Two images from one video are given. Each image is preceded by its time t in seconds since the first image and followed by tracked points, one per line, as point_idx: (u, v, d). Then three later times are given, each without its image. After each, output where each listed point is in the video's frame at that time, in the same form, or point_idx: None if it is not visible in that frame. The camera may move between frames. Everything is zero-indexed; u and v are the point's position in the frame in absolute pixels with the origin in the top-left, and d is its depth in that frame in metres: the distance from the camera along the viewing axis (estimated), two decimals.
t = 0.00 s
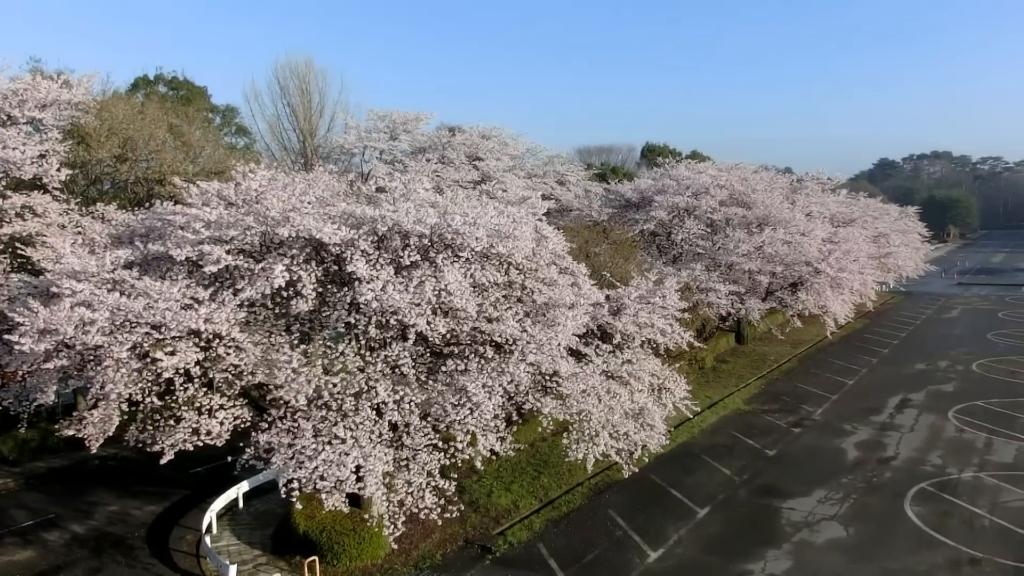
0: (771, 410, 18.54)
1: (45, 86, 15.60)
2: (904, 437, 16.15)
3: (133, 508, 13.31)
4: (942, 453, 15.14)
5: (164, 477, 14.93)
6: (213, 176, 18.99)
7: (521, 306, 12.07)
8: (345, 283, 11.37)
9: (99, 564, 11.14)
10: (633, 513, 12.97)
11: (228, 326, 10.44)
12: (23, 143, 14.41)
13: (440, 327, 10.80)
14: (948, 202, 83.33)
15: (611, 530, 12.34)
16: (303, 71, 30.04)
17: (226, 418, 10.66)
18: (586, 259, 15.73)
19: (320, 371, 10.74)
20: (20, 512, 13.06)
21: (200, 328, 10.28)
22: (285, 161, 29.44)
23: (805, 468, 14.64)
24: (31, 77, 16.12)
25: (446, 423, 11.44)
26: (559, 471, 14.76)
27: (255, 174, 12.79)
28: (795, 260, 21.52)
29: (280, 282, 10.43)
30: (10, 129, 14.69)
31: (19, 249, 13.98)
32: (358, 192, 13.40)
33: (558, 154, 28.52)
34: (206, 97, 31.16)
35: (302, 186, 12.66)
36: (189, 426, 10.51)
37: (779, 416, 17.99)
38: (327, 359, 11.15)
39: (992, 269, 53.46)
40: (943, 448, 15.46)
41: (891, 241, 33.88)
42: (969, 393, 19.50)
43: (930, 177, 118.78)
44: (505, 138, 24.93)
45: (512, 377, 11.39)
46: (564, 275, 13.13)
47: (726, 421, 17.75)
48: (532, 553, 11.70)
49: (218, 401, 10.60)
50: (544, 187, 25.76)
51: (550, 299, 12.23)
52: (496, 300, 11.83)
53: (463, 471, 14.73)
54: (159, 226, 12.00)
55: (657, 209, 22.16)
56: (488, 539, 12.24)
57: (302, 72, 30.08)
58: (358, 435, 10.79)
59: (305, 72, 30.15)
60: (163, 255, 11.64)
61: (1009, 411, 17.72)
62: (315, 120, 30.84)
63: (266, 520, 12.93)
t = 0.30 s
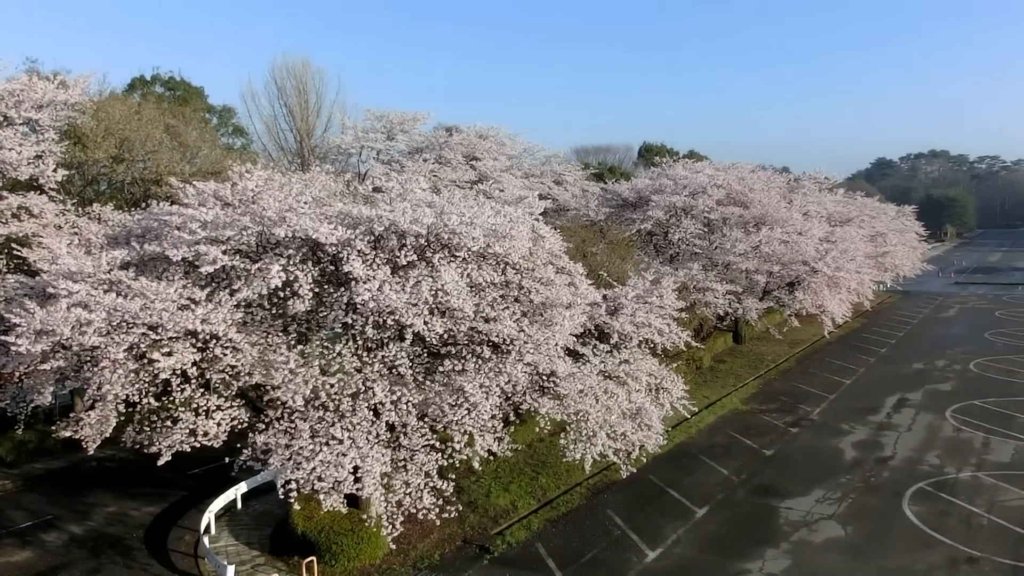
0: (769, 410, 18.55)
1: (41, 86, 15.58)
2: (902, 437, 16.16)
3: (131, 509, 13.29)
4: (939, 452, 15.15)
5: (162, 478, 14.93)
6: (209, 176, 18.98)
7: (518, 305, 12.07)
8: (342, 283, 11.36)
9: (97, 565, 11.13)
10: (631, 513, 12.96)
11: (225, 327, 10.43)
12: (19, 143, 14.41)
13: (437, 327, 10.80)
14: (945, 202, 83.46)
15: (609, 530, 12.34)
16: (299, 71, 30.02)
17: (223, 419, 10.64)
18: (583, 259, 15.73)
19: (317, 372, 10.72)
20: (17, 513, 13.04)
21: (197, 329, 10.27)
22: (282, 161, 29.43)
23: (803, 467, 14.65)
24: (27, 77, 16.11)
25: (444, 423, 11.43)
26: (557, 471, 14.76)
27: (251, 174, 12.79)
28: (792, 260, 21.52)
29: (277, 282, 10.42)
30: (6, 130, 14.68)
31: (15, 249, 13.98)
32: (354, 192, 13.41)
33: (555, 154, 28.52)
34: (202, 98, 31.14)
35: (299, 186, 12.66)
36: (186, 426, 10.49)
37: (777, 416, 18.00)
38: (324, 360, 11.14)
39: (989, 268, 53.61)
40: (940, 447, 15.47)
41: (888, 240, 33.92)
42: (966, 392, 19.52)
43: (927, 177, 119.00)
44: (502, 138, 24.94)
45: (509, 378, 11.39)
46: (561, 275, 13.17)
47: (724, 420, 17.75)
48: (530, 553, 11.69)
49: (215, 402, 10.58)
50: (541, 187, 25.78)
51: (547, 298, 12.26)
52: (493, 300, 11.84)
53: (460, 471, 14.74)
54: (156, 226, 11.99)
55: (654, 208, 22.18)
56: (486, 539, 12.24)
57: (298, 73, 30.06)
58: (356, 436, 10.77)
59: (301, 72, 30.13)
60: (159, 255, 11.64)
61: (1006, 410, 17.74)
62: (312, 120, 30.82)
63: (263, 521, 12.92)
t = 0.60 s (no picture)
0: (768, 411, 18.56)
1: (41, 85, 15.58)
2: (901, 439, 16.15)
3: (130, 508, 13.30)
4: (938, 454, 15.15)
5: (161, 477, 14.93)
6: (209, 176, 19.01)
7: (517, 306, 12.07)
8: (341, 283, 11.36)
9: (95, 564, 11.13)
10: (630, 514, 12.97)
11: (224, 326, 10.42)
12: (19, 142, 14.42)
13: (436, 327, 10.79)
14: (945, 203, 83.50)
15: (607, 531, 12.35)
16: (299, 71, 30.03)
17: (222, 419, 10.63)
18: (582, 260, 15.74)
19: (316, 372, 10.73)
20: (16, 512, 13.04)
21: (196, 329, 10.27)
22: (282, 161, 29.41)
23: (802, 469, 14.65)
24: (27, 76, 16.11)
25: (443, 423, 11.44)
26: (556, 471, 14.77)
27: (251, 173, 12.81)
28: (792, 261, 21.50)
29: (276, 282, 10.42)
30: (6, 129, 14.69)
31: (15, 248, 13.99)
32: (354, 192, 13.44)
33: (556, 155, 28.52)
34: (202, 97, 31.14)
35: (298, 185, 12.68)
36: (185, 426, 10.48)
37: (776, 417, 18.00)
38: (323, 360, 11.14)
39: (989, 270, 53.59)
40: (939, 449, 15.47)
41: (888, 242, 33.93)
42: (966, 394, 19.52)
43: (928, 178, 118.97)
44: (502, 138, 24.95)
45: (508, 378, 11.39)
46: (560, 276, 13.19)
47: (723, 421, 17.76)
48: (528, 554, 11.69)
49: (213, 402, 10.57)
50: (541, 187, 25.81)
51: (546, 299, 12.28)
52: (492, 300, 11.84)
53: (459, 471, 14.74)
54: (155, 226, 12.00)
55: (654, 209, 22.19)
56: (484, 539, 12.24)
57: (298, 72, 30.05)
58: (354, 436, 10.77)
59: (301, 72, 30.13)
60: (159, 255, 11.65)
61: (1006, 412, 17.74)
62: (312, 120, 30.82)
63: (262, 520, 12.92)
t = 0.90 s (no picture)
0: (768, 411, 18.56)
1: (39, 85, 15.55)
2: (901, 438, 16.15)
3: (130, 509, 13.29)
4: (939, 453, 15.15)
5: (161, 477, 14.92)
6: (209, 176, 19.00)
7: (518, 306, 12.06)
8: (341, 283, 11.33)
9: (95, 565, 11.11)
10: (631, 513, 12.96)
11: (223, 326, 10.40)
12: (18, 142, 14.41)
13: (436, 327, 10.77)
14: (945, 203, 83.49)
15: (608, 531, 12.34)
16: (298, 71, 30.00)
17: (222, 419, 10.61)
18: (583, 260, 15.73)
19: (315, 372, 10.73)
20: (16, 512, 13.02)
21: (195, 329, 10.24)
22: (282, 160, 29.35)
23: (802, 468, 14.64)
24: (26, 76, 16.09)
25: (443, 423, 11.43)
26: (556, 471, 14.76)
27: (250, 174, 12.80)
28: (792, 261, 21.50)
29: (276, 282, 10.40)
30: (5, 129, 14.67)
31: (14, 249, 13.98)
32: (354, 192, 13.44)
33: (556, 154, 28.50)
34: (202, 97, 31.11)
35: (298, 185, 12.68)
36: (185, 426, 10.45)
37: (776, 417, 18.00)
38: (322, 360, 11.13)
39: (990, 269, 53.52)
40: (939, 448, 15.47)
41: (888, 242, 33.92)
42: (966, 393, 19.52)
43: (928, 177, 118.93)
44: (502, 138, 24.93)
45: (508, 378, 11.37)
46: (560, 276, 13.18)
47: (724, 421, 17.76)
48: (528, 554, 11.67)
49: (213, 402, 10.54)
50: (541, 187, 25.81)
51: (546, 299, 12.27)
52: (493, 300, 11.83)
53: (459, 471, 14.73)
54: (155, 226, 11.98)
55: (654, 209, 22.19)
56: (485, 539, 12.23)
57: (298, 72, 30.02)
58: (354, 436, 10.75)
59: (301, 71, 30.10)
60: (158, 255, 11.63)
61: (1006, 411, 17.73)
62: (312, 119, 30.78)
63: (262, 521, 12.91)
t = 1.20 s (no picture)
0: (769, 410, 18.54)
1: (38, 85, 15.51)
2: (903, 437, 16.14)
3: (130, 509, 13.26)
4: (940, 452, 15.13)
5: (161, 478, 14.90)
6: (209, 176, 18.94)
7: (518, 305, 12.04)
8: (341, 283, 11.30)
9: (95, 566, 11.09)
10: (632, 513, 12.93)
11: (223, 326, 10.36)
12: (17, 142, 14.39)
13: (437, 327, 10.75)
14: (945, 202, 83.47)
15: (609, 531, 12.32)
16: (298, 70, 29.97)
17: (222, 419, 10.57)
18: (584, 259, 15.71)
19: (315, 372, 10.70)
20: (15, 513, 13.00)
21: (195, 329, 10.21)
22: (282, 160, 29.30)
23: (803, 468, 14.61)
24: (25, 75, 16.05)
25: (443, 423, 11.40)
26: (557, 471, 14.74)
27: (250, 173, 12.78)
28: (793, 260, 21.48)
29: (276, 282, 10.37)
30: (4, 128, 14.65)
31: (14, 249, 13.96)
32: (354, 191, 13.42)
33: (556, 154, 28.48)
34: (201, 97, 31.07)
35: (298, 185, 12.66)
36: (185, 427, 10.42)
37: (777, 416, 17.98)
38: (323, 360, 11.10)
39: (991, 268, 53.45)
40: (941, 447, 15.45)
41: (889, 240, 33.91)
42: (967, 392, 19.50)
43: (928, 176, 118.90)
44: (503, 137, 24.91)
45: (509, 378, 11.35)
46: (561, 276, 13.16)
47: (724, 420, 17.75)
48: (529, 554, 11.65)
49: (213, 402, 10.50)
50: (542, 187, 25.79)
51: (547, 298, 12.25)
52: (493, 300, 11.81)
53: (460, 471, 14.71)
54: (154, 226, 11.96)
55: (655, 208, 22.19)
56: (486, 539, 12.21)
57: (298, 71, 29.99)
58: (355, 436, 10.72)
59: (301, 71, 30.07)
60: (158, 255, 11.61)
61: (1008, 410, 17.71)
62: (312, 118, 30.76)
63: (263, 521, 12.88)
